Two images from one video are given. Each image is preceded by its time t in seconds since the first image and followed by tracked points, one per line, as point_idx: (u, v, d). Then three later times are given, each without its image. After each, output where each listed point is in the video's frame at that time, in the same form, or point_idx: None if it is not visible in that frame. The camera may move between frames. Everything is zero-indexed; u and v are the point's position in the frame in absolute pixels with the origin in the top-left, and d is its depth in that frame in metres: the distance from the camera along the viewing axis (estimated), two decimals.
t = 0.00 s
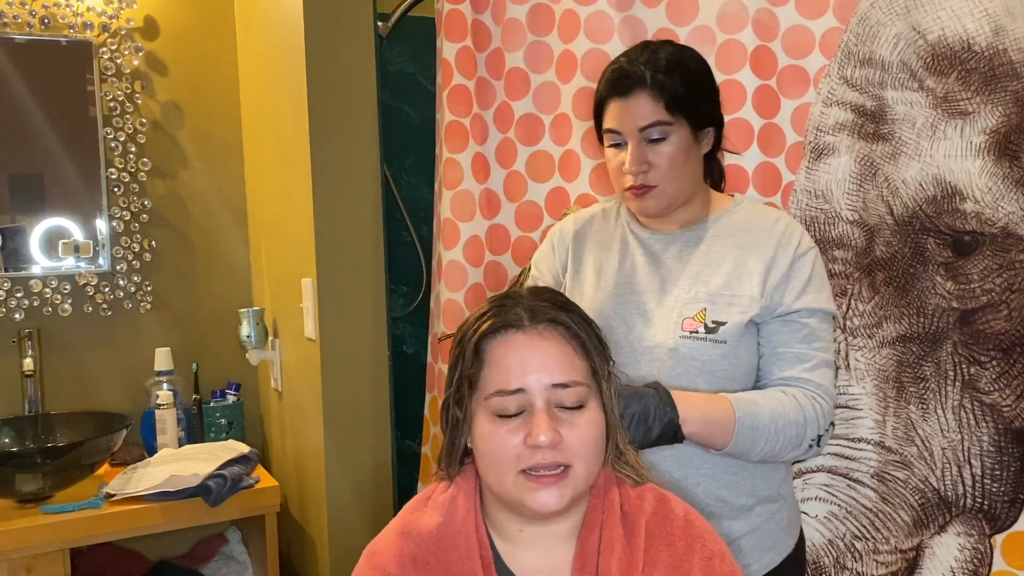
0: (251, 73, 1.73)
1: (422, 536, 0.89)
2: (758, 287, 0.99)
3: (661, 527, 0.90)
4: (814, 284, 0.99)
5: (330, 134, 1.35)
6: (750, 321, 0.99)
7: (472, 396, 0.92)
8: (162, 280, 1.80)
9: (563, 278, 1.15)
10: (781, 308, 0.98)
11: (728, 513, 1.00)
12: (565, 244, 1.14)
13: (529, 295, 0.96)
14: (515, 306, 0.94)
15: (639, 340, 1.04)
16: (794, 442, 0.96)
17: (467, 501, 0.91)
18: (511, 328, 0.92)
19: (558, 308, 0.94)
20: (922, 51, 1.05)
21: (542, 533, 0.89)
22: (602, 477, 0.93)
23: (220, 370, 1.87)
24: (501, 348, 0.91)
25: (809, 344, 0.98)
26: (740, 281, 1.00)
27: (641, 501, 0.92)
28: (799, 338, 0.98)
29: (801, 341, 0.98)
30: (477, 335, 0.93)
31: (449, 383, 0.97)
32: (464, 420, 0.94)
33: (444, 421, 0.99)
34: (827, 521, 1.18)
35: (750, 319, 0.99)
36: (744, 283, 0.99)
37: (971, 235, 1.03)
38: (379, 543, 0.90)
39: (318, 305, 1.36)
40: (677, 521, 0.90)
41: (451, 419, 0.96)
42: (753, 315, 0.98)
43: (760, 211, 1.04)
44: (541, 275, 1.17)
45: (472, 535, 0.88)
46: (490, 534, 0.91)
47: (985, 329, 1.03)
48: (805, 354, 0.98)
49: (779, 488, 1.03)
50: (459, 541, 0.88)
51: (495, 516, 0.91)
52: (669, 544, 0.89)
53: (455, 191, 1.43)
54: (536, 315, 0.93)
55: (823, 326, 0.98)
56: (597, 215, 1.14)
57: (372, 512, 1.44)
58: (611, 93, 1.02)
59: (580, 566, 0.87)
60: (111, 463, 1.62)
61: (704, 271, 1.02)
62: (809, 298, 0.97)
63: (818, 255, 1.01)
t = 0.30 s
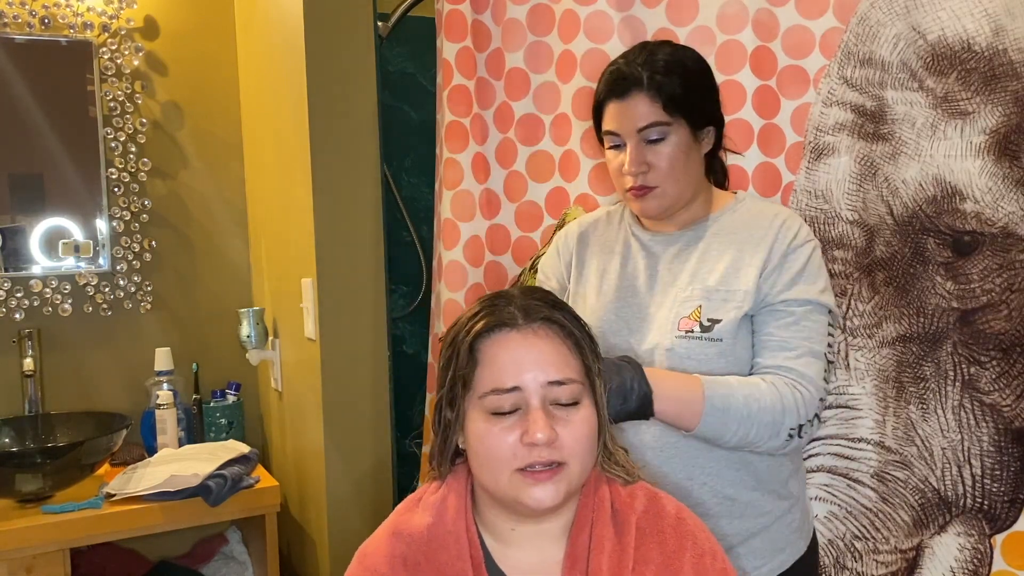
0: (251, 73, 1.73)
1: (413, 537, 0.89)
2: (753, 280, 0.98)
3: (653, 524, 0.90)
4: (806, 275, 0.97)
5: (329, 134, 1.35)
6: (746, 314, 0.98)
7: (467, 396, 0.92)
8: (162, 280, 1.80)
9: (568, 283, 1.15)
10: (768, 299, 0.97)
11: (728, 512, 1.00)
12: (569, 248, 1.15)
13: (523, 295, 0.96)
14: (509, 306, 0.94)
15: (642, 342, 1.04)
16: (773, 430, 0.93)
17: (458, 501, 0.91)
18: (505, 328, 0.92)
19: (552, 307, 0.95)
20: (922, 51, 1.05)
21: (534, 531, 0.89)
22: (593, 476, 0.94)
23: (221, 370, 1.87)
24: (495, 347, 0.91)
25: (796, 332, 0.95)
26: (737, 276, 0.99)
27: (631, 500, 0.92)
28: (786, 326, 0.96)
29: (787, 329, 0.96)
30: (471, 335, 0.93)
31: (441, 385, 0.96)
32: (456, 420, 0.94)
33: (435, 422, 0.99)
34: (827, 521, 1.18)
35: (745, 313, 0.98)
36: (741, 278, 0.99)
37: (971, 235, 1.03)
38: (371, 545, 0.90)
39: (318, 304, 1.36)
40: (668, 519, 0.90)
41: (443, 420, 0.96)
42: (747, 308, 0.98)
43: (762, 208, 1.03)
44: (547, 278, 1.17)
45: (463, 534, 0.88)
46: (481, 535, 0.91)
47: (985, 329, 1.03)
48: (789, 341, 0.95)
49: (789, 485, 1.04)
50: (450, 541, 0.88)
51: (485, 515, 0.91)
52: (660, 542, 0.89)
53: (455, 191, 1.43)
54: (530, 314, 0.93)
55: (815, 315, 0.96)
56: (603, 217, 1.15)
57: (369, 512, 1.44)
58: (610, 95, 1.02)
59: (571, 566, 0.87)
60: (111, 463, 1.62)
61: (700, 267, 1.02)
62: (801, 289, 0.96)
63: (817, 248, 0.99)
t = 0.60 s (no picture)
0: (251, 73, 1.73)
1: (410, 537, 0.89)
2: (745, 284, 0.98)
3: (649, 522, 0.90)
4: (799, 277, 0.96)
5: (328, 134, 1.35)
6: (740, 318, 0.98)
7: (456, 396, 0.93)
8: (162, 280, 1.80)
9: (562, 285, 1.15)
10: (763, 302, 0.97)
11: (726, 513, 1.01)
12: (561, 248, 1.15)
13: (515, 296, 0.96)
14: (498, 307, 0.94)
15: (633, 345, 1.04)
16: (771, 434, 0.94)
17: (454, 501, 0.91)
18: (493, 329, 0.92)
19: (542, 310, 0.94)
20: (922, 51, 1.05)
21: (527, 532, 0.89)
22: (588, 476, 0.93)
23: (221, 370, 1.87)
24: (482, 348, 0.91)
25: (794, 336, 0.95)
26: (729, 280, 0.99)
27: (628, 499, 0.92)
28: (783, 329, 0.96)
29: (783, 333, 0.96)
30: (460, 335, 0.93)
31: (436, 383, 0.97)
32: (449, 419, 0.95)
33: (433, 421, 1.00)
34: (827, 521, 1.18)
35: (738, 317, 0.98)
36: (734, 281, 0.99)
37: (971, 235, 1.03)
38: (367, 546, 0.90)
39: (318, 305, 1.36)
40: (664, 517, 0.90)
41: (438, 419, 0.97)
42: (740, 313, 0.98)
43: (753, 208, 1.03)
44: (542, 279, 1.17)
45: (459, 534, 0.88)
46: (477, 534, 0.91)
47: (985, 329, 1.03)
48: (787, 346, 0.95)
49: (783, 487, 1.03)
50: (446, 541, 0.88)
51: (480, 515, 0.91)
52: (655, 540, 0.89)
53: (455, 192, 1.43)
54: (519, 316, 0.93)
55: (810, 318, 0.96)
56: (594, 217, 1.15)
57: (367, 512, 1.44)
58: (595, 100, 1.02)
59: (566, 565, 0.87)
60: (112, 463, 1.62)
61: (693, 270, 1.02)
62: (793, 292, 0.95)
63: (810, 247, 0.99)
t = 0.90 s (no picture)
0: (250, 73, 1.73)
1: (409, 535, 0.89)
2: (741, 285, 0.98)
3: (647, 521, 0.90)
4: (795, 277, 0.97)
5: (328, 133, 1.35)
6: (737, 318, 0.99)
7: (459, 393, 0.93)
8: (162, 280, 1.80)
9: (554, 286, 1.14)
10: (760, 302, 0.97)
11: (724, 513, 1.01)
12: (554, 248, 1.15)
13: (519, 294, 0.96)
14: (503, 304, 0.94)
15: (628, 345, 1.04)
16: (772, 434, 0.94)
17: (454, 499, 0.91)
18: (497, 326, 0.92)
19: (546, 307, 0.94)
20: (922, 51, 1.05)
21: (526, 529, 0.89)
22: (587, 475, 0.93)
23: (220, 370, 1.87)
24: (487, 344, 0.91)
25: (794, 336, 0.95)
26: (725, 280, 0.99)
27: (627, 498, 0.92)
28: (780, 330, 0.96)
29: (782, 334, 0.96)
30: (464, 331, 0.93)
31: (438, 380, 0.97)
32: (450, 415, 0.95)
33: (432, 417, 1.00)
34: (827, 521, 1.18)
35: (735, 317, 0.98)
36: (729, 281, 0.99)
37: (971, 235, 1.03)
38: (367, 543, 0.90)
39: (318, 304, 1.36)
40: (663, 516, 0.90)
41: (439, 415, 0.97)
42: (737, 313, 0.98)
43: (748, 208, 1.03)
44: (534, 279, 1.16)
45: (458, 532, 0.88)
46: (477, 532, 0.91)
47: (985, 329, 1.03)
48: (784, 346, 0.95)
49: (778, 486, 1.03)
50: (446, 538, 0.88)
51: (480, 512, 0.91)
52: (654, 539, 0.89)
53: (455, 191, 1.43)
54: (523, 314, 0.93)
55: (807, 319, 0.96)
56: (586, 216, 1.15)
57: (367, 511, 1.44)
58: (585, 102, 1.02)
59: (565, 562, 0.87)
60: (112, 463, 1.62)
61: (688, 270, 1.02)
62: (790, 291, 0.96)
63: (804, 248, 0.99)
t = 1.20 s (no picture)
0: (251, 73, 1.73)
1: (416, 531, 0.89)
2: (744, 291, 0.98)
3: (653, 522, 0.90)
4: (804, 284, 0.98)
5: (329, 134, 1.35)
6: (738, 323, 0.99)
7: (468, 385, 0.93)
8: (162, 280, 1.80)
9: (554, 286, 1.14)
10: (773, 310, 0.97)
11: (727, 514, 1.00)
12: (555, 249, 1.15)
13: (532, 290, 0.97)
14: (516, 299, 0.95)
15: (627, 346, 1.04)
16: (799, 440, 0.95)
17: (461, 495, 0.91)
18: (509, 320, 0.93)
19: (558, 304, 0.95)
20: (922, 51, 1.05)
21: (532, 527, 0.89)
22: (593, 475, 0.93)
23: (220, 370, 1.87)
24: (498, 337, 0.92)
25: (809, 343, 0.97)
26: (727, 286, 1.00)
27: (633, 498, 0.92)
28: (794, 338, 0.97)
29: (796, 341, 0.97)
30: (476, 323, 0.94)
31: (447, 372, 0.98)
32: (458, 407, 0.96)
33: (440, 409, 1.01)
34: (827, 521, 1.18)
35: (736, 322, 0.98)
36: (731, 288, 1.00)
37: (971, 235, 1.03)
38: (374, 539, 0.90)
39: (318, 305, 1.36)
40: (669, 517, 0.90)
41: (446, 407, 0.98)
42: (739, 318, 0.98)
43: (749, 208, 1.03)
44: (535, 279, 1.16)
45: (466, 529, 0.88)
46: (484, 530, 0.91)
47: (985, 329, 1.03)
48: (800, 352, 0.97)
49: (777, 488, 1.04)
50: (453, 535, 0.88)
51: (487, 508, 0.91)
52: (660, 539, 0.88)
53: (455, 191, 1.43)
54: (534, 309, 0.94)
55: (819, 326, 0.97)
56: (586, 217, 1.14)
57: (369, 511, 1.44)
58: (582, 104, 1.02)
59: (572, 561, 0.87)
60: (112, 463, 1.62)
61: (689, 273, 1.02)
62: (799, 300, 0.96)
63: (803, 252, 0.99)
